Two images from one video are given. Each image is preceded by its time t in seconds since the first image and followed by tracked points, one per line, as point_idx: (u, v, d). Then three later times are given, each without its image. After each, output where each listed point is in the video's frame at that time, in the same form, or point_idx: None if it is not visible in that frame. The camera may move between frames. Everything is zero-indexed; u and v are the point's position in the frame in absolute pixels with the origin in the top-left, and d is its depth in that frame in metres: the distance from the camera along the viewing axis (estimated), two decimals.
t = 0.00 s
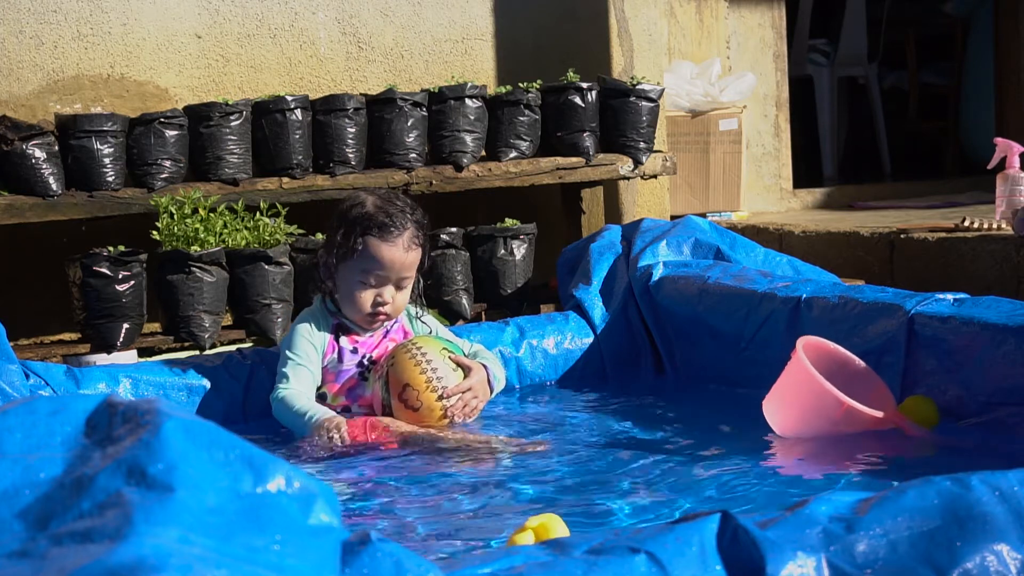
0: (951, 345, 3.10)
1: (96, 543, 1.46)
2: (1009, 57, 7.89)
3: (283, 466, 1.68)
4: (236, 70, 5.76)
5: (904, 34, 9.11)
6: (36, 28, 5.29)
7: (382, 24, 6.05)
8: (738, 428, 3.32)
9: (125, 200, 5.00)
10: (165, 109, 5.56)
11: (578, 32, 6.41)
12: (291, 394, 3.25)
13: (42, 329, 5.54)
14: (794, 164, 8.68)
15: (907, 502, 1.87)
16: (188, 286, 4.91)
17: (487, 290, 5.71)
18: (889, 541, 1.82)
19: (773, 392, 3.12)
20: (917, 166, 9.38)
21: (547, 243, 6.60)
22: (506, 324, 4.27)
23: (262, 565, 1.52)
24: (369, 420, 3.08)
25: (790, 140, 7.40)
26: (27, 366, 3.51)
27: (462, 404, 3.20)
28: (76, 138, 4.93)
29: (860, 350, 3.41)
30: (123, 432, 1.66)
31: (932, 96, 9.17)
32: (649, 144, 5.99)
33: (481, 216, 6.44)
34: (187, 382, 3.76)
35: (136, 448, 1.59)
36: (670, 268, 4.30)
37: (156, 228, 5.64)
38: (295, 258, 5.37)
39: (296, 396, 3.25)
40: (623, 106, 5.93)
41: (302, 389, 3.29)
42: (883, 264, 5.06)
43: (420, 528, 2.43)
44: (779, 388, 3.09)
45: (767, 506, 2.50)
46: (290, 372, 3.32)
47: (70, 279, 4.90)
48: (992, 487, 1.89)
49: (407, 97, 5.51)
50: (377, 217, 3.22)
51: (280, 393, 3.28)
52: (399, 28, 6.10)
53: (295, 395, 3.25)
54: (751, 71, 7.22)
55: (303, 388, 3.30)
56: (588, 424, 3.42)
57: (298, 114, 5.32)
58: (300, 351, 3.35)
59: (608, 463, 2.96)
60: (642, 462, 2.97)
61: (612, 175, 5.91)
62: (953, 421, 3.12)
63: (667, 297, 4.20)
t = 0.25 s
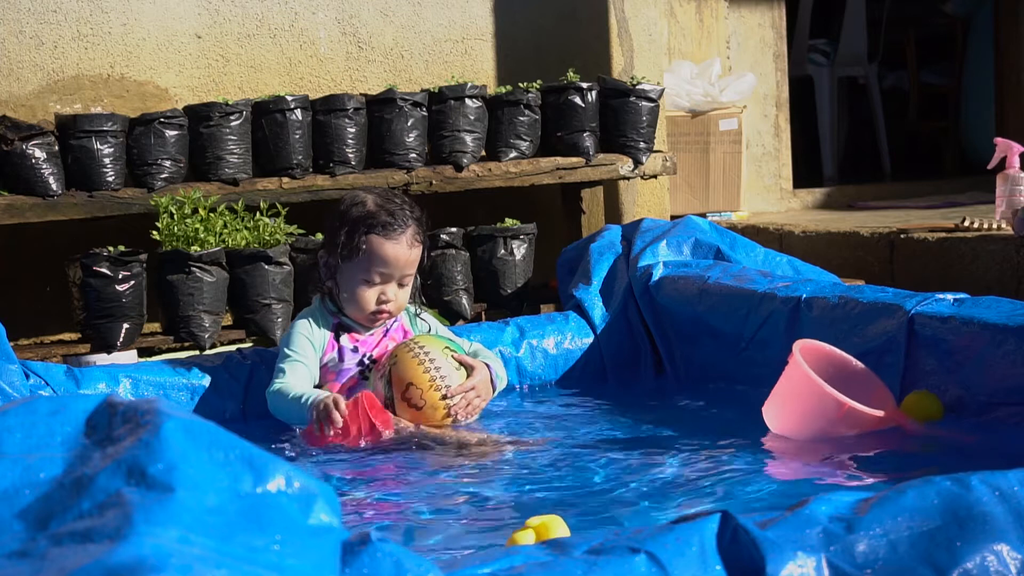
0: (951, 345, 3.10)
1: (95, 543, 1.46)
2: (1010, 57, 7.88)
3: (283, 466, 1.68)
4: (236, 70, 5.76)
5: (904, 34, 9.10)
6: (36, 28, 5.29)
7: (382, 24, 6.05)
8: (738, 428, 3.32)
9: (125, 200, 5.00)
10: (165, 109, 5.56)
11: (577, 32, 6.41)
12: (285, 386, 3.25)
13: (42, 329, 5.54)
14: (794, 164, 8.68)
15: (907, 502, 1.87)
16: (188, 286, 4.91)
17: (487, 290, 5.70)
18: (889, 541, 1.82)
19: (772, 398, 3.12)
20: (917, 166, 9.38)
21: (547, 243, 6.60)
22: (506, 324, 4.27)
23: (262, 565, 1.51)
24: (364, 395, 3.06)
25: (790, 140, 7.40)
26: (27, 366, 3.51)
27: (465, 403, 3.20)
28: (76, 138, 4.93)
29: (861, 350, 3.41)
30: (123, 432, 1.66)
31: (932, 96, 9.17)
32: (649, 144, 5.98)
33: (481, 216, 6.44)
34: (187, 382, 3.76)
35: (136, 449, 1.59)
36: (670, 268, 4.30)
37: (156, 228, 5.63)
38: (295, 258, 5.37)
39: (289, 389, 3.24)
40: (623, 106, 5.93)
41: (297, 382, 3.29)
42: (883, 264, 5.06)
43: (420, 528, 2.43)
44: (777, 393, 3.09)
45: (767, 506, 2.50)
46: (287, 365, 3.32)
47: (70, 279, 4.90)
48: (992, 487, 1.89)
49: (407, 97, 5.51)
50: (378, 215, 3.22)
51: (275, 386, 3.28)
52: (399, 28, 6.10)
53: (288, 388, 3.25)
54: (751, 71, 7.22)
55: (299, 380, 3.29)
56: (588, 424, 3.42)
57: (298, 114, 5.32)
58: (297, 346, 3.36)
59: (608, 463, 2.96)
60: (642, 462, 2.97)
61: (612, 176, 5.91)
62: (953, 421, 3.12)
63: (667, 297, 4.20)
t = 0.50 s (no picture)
0: (952, 345, 3.10)
1: (95, 543, 1.46)
2: (1009, 57, 7.88)
3: (283, 466, 1.68)
4: (236, 70, 5.76)
5: (904, 34, 9.10)
6: (36, 28, 5.29)
7: (382, 24, 6.05)
8: (738, 428, 3.32)
9: (125, 200, 5.00)
10: (165, 109, 5.56)
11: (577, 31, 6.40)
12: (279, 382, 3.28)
13: (42, 329, 5.54)
14: (794, 164, 8.68)
15: (907, 502, 1.87)
16: (188, 285, 4.91)
17: (487, 290, 5.71)
18: (889, 541, 1.82)
19: (772, 400, 3.12)
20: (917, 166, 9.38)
21: (547, 243, 6.60)
22: (506, 324, 4.27)
23: (262, 565, 1.51)
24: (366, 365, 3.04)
25: (790, 140, 7.40)
26: (27, 366, 3.51)
27: (469, 403, 3.20)
28: (76, 138, 4.93)
29: (861, 350, 3.41)
30: (123, 432, 1.67)
31: (932, 96, 9.17)
32: (649, 144, 5.99)
33: (481, 216, 6.45)
34: (187, 381, 3.76)
35: (136, 449, 1.59)
36: (670, 268, 4.30)
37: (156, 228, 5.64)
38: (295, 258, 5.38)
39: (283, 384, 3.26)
40: (623, 106, 5.93)
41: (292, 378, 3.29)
42: (883, 264, 5.07)
43: (420, 528, 2.43)
44: (777, 395, 3.10)
45: (767, 506, 2.50)
46: (284, 362, 3.33)
47: (71, 279, 4.91)
48: (992, 487, 1.90)
49: (407, 97, 5.51)
50: (378, 211, 3.22)
51: (271, 381, 3.31)
52: (399, 28, 6.10)
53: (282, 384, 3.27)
54: (751, 71, 7.22)
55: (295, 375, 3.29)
56: (587, 424, 3.42)
57: (298, 114, 5.32)
58: (294, 342, 3.36)
59: (607, 463, 2.96)
60: (641, 462, 2.97)
61: (612, 176, 5.91)
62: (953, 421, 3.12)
63: (668, 297, 4.20)
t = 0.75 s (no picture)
0: (951, 345, 3.10)
1: (96, 543, 1.46)
2: (1009, 58, 7.88)
3: (283, 466, 1.68)
4: (236, 70, 5.76)
5: (904, 34, 9.11)
6: (36, 28, 5.29)
7: (382, 24, 6.05)
8: (738, 428, 3.31)
9: (125, 200, 5.00)
10: (165, 109, 5.56)
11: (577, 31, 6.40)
12: (280, 382, 3.28)
13: (42, 329, 5.54)
14: (794, 164, 8.68)
15: (907, 502, 1.87)
16: (188, 286, 4.91)
17: (487, 290, 5.71)
18: (889, 541, 1.82)
19: (771, 400, 3.12)
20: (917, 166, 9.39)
21: (547, 243, 6.60)
22: (506, 324, 4.27)
23: (262, 564, 1.51)
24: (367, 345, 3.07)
25: (790, 140, 7.40)
26: (27, 366, 3.51)
27: (469, 401, 3.20)
28: (76, 138, 4.93)
29: (861, 350, 3.41)
30: (123, 432, 1.67)
31: (932, 96, 9.17)
32: (649, 144, 5.99)
33: (481, 216, 6.44)
34: (188, 381, 3.76)
35: (136, 449, 1.59)
36: (670, 268, 4.30)
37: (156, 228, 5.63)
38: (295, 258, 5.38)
39: (283, 385, 3.27)
40: (623, 106, 5.93)
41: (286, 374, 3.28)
42: (883, 264, 5.07)
43: (420, 528, 2.43)
44: (776, 393, 3.09)
45: (767, 506, 2.50)
46: (281, 359, 3.34)
47: (71, 279, 4.91)
48: (992, 487, 1.90)
49: (407, 97, 5.51)
50: (377, 207, 3.23)
51: (271, 380, 3.32)
52: (399, 28, 6.10)
53: (282, 384, 3.28)
54: (751, 71, 7.22)
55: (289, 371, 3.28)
56: (587, 424, 3.42)
57: (298, 114, 5.32)
58: (293, 339, 3.36)
59: (607, 463, 2.96)
60: (641, 462, 2.97)
61: (612, 176, 5.91)
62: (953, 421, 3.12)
63: (667, 297, 4.19)
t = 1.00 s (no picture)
0: (951, 345, 3.10)
1: (96, 543, 1.46)
2: (1009, 58, 7.88)
3: (283, 466, 1.68)
4: (236, 70, 5.76)
5: (904, 34, 9.11)
6: (36, 28, 5.29)
7: (382, 23, 6.05)
8: (738, 428, 3.31)
9: (125, 200, 4.99)
10: (165, 109, 5.56)
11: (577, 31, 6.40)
12: (282, 381, 3.28)
13: (42, 329, 5.54)
14: (794, 164, 8.68)
15: (907, 502, 1.87)
16: (188, 285, 4.91)
17: (487, 290, 5.71)
18: (889, 541, 1.82)
19: (770, 395, 3.12)
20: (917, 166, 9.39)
21: (547, 243, 6.60)
22: (506, 324, 4.27)
23: (262, 565, 1.51)
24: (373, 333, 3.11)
25: (790, 140, 7.40)
26: (27, 366, 3.51)
27: (469, 398, 3.22)
28: (76, 138, 4.93)
29: (861, 350, 3.41)
30: (123, 432, 1.67)
31: (932, 96, 9.17)
32: (649, 144, 5.99)
33: (481, 215, 6.44)
34: (188, 381, 3.76)
35: (136, 449, 1.59)
36: (670, 268, 4.30)
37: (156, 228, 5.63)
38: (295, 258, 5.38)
39: (286, 383, 3.27)
40: (623, 106, 5.93)
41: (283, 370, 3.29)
42: (883, 264, 5.07)
43: (420, 528, 2.43)
44: (775, 389, 3.09)
45: (767, 506, 2.49)
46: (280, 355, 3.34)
47: (71, 279, 4.91)
48: (992, 487, 1.90)
49: (407, 97, 5.51)
50: (373, 205, 3.24)
51: (272, 378, 3.32)
52: (399, 28, 6.10)
53: (284, 382, 3.28)
54: (751, 71, 7.22)
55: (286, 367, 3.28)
56: (587, 424, 3.42)
57: (298, 114, 5.32)
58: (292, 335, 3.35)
59: (607, 464, 2.96)
60: (641, 462, 2.97)
61: (612, 176, 5.91)
62: (953, 421, 3.12)
63: (667, 297, 4.19)
